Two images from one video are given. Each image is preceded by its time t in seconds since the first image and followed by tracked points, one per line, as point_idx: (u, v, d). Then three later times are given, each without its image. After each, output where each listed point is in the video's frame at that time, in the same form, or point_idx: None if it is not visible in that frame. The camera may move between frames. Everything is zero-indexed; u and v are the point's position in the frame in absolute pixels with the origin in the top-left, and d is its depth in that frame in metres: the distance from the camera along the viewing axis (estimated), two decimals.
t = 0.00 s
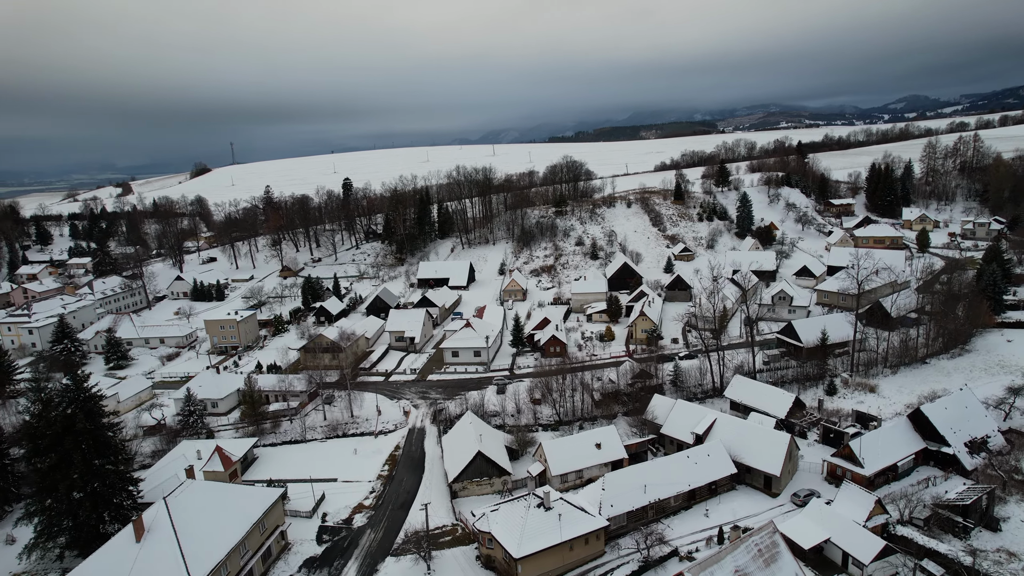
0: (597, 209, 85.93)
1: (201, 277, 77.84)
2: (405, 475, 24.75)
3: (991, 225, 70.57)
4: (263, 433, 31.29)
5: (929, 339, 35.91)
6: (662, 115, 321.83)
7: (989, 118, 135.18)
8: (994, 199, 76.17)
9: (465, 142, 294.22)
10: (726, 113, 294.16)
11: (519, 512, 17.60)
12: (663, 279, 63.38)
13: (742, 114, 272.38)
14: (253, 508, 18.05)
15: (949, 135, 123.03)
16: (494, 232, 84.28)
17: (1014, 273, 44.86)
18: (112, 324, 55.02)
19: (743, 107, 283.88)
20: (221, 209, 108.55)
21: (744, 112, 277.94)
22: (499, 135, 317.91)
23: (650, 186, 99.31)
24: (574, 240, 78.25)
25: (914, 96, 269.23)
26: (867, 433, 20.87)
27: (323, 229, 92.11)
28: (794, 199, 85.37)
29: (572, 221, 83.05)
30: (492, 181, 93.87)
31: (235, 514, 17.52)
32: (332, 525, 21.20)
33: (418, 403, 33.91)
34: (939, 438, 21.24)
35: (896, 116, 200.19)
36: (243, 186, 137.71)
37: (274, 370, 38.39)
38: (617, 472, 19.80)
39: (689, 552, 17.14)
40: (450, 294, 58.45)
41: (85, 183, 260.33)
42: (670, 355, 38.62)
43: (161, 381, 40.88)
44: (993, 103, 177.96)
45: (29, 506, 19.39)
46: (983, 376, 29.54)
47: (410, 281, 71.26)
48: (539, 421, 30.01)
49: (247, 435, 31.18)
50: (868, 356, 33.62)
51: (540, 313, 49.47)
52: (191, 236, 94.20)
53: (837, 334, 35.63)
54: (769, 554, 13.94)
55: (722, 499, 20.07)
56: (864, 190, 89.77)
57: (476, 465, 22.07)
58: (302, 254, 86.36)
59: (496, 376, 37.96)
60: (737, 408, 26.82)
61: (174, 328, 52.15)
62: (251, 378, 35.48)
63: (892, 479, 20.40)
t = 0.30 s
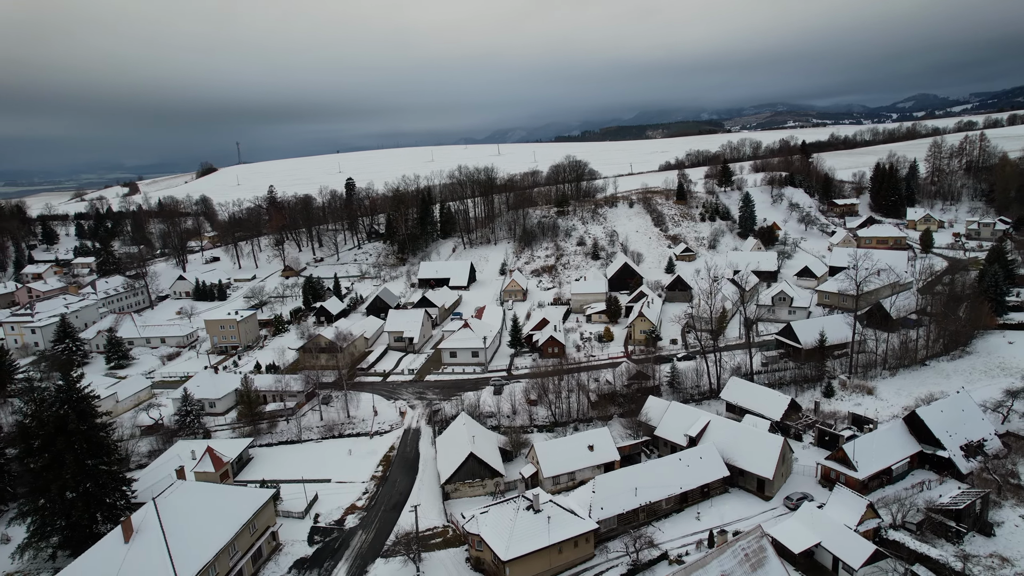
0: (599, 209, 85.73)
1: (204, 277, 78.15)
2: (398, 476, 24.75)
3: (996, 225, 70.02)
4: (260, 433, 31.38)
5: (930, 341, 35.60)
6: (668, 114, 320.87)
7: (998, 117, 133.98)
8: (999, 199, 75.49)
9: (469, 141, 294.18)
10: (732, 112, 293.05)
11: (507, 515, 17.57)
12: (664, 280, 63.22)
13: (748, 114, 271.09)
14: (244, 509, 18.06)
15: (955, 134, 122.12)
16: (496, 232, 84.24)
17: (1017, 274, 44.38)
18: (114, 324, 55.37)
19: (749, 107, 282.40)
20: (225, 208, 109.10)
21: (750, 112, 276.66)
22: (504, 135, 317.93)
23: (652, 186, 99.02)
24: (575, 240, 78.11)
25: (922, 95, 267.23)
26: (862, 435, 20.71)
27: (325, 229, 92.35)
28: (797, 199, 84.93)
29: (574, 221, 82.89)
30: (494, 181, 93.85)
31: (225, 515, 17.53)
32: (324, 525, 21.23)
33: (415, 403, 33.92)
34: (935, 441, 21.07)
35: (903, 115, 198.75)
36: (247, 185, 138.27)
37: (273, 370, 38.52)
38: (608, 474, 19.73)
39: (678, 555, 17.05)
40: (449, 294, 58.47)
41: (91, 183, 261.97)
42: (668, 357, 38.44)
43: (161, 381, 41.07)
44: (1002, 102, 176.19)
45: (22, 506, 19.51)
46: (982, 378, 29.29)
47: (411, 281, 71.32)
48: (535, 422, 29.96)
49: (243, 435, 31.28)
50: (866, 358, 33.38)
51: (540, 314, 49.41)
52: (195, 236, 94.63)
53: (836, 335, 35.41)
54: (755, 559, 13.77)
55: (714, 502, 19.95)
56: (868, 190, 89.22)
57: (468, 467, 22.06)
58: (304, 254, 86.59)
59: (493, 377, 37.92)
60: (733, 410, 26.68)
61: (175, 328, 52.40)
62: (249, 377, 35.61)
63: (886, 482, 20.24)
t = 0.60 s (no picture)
0: (601, 209, 85.56)
1: (206, 277, 78.51)
2: (392, 477, 24.77)
3: (1001, 225, 69.42)
4: (256, 434, 31.46)
5: (930, 343, 35.30)
6: (673, 113, 319.73)
7: (1006, 116, 132.73)
8: (1005, 199, 74.79)
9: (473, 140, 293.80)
10: (738, 111, 292.01)
11: (496, 517, 17.55)
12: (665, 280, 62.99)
13: (755, 113, 269.92)
14: (233, 510, 18.09)
15: (962, 134, 121.14)
16: (497, 232, 84.17)
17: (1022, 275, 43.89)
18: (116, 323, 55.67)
19: (756, 106, 280.81)
20: (230, 208, 109.62)
21: (756, 112, 275.02)
22: (508, 135, 317.65)
23: (654, 186, 98.72)
24: (577, 240, 77.98)
25: (932, 94, 264.75)
26: (856, 439, 20.53)
27: (328, 229, 92.56)
28: (800, 199, 84.48)
29: (575, 221, 82.76)
30: (496, 181, 93.83)
31: (215, 516, 17.56)
32: (316, 526, 21.25)
33: (411, 404, 33.91)
34: (930, 444, 20.86)
35: (909, 114, 197.11)
36: (252, 185, 138.85)
37: (271, 370, 38.63)
38: (599, 476, 19.63)
39: (668, 559, 16.96)
40: (449, 295, 58.47)
41: (98, 184, 263.54)
42: (666, 358, 38.28)
43: (160, 380, 41.27)
44: (1011, 101, 174.55)
45: (15, 506, 19.59)
46: (981, 381, 29.02)
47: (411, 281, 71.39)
48: (530, 423, 29.89)
49: (240, 435, 31.37)
50: (865, 359, 33.12)
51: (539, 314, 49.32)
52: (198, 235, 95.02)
53: (834, 336, 35.16)
54: (742, 563, 13.83)
55: (706, 506, 19.84)
56: (873, 190, 88.64)
57: (460, 469, 22.02)
58: (306, 254, 86.86)
59: (491, 378, 37.88)
60: (728, 412, 26.53)
61: (176, 327, 52.64)
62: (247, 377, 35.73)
63: (880, 486, 20.08)
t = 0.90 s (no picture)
0: (603, 209, 85.36)
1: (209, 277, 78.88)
2: (385, 478, 24.79)
3: (1006, 226, 68.83)
4: (253, 434, 31.55)
5: (931, 345, 35.03)
6: (679, 112, 318.58)
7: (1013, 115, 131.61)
8: (1011, 199, 74.12)
9: (478, 140, 294.33)
10: (745, 111, 290.37)
11: (485, 520, 17.51)
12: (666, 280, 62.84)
13: (761, 113, 268.42)
14: (223, 511, 18.10)
15: (969, 133, 120.12)
16: (499, 232, 84.11)
17: None
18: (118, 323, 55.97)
19: (765, 106, 279.50)
20: (234, 208, 110.08)
21: (763, 111, 273.20)
22: (512, 134, 317.44)
23: (656, 186, 98.44)
24: (578, 240, 77.81)
25: (942, 93, 262.01)
26: (849, 442, 20.36)
27: (331, 229, 92.81)
28: (804, 198, 84.04)
29: (577, 221, 82.66)
30: (498, 181, 93.83)
31: (204, 517, 17.57)
32: (308, 527, 21.27)
33: (407, 405, 33.90)
34: (925, 448, 20.67)
35: (917, 113, 195.46)
36: (256, 185, 139.47)
37: (269, 370, 38.74)
38: (590, 479, 19.55)
39: (656, 563, 16.86)
40: (449, 295, 58.49)
41: (111, 184, 266.35)
42: (663, 359, 38.14)
43: (160, 380, 41.46)
44: (1020, 100, 172.94)
45: (7, 507, 19.66)
46: (980, 383, 28.77)
47: (412, 281, 71.46)
48: (526, 424, 29.85)
49: (236, 435, 31.46)
50: (864, 361, 32.88)
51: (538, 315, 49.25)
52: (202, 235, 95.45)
53: (833, 338, 34.91)
54: (728, 568, 13.68)
55: (697, 509, 19.74)
56: (877, 190, 88.04)
57: (452, 470, 21.98)
58: (309, 254, 87.13)
59: (488, 378, 37.85)
60: (723, 414, 26.40)
61: (176, 327, 52.88)
62: (244, 377, 35.85)
63: (874, 490, 19.91)
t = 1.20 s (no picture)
0: (604, 209, 85.14)
1: (212, 277, 79.21)
2: (378, 478, 24.81)
3: (1012, 226, 68.19)
4: (250, 434, 31.64)
5: (931, 347, 34.75)
6: (684, 112, 317.46)
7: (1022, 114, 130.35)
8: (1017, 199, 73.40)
9: (485, 139, 293.34)
10: (752, 110, 288.83)
11: (473, 522, 17.46)
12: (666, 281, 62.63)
13: (767, 112, 266.98)
14: (213, 512, 18.16)
15: (976, 132, 119.07)
16: (501, 232, 84.04)
17: None
18: (120, 323, 56.24)
19: (772, 105, 278.44)
20: (238, 208, 110.55)
21: (772, 110, 271.25)
22: (517, 134, 317.27)
23: (659, 186, 98.10)
24: (580, 240, 77.64)
25: (952, 91, 259.58)
26: (843, 445, 20.20)
27: (334, 229, 93.00)
28: (807, 198, 83.56)
29: (579, 221, 82.50)
30: (500, 181, 93.75)
31: (195, 518, 17.62)
32: (300, 528, 21.27)
33: (404, 405, 33.89)
34: (920, 451, 20.49)
35: (925, 112, 193.91)
36: (261, 185, 139.99)
37: (267, 370, 38.84)
38: (580, 481, 19.45)
39: (645, 566, 16.77)
40: (449, 295, 58.50)
41: (120, 183, 269.24)
42: (661, 361, 38.00)
43: (159, 380, 41.63)
44: None
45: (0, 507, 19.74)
46: (980, 385, 28.51)
47: (413, 281, 71.51)
48: (521, 425, 29.79)
49: (233, 435, 31.55)
50: (863, 363, 32.61)
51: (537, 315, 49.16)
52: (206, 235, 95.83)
53: (831, 340, 34.66)
54: (715, 573, 13.69)
55: (689, 512, 19.62)
56: (882, 189, 87.40)
57: (444, 472, 21.95)
58: (311, 254, 87.34)
59: (485, 379, 37.80)
60: (719, 416, 26.24)
61: (178, 327, 53.10)
62: (242, 377, 35.95)
63: (868, 494, 19.74)
